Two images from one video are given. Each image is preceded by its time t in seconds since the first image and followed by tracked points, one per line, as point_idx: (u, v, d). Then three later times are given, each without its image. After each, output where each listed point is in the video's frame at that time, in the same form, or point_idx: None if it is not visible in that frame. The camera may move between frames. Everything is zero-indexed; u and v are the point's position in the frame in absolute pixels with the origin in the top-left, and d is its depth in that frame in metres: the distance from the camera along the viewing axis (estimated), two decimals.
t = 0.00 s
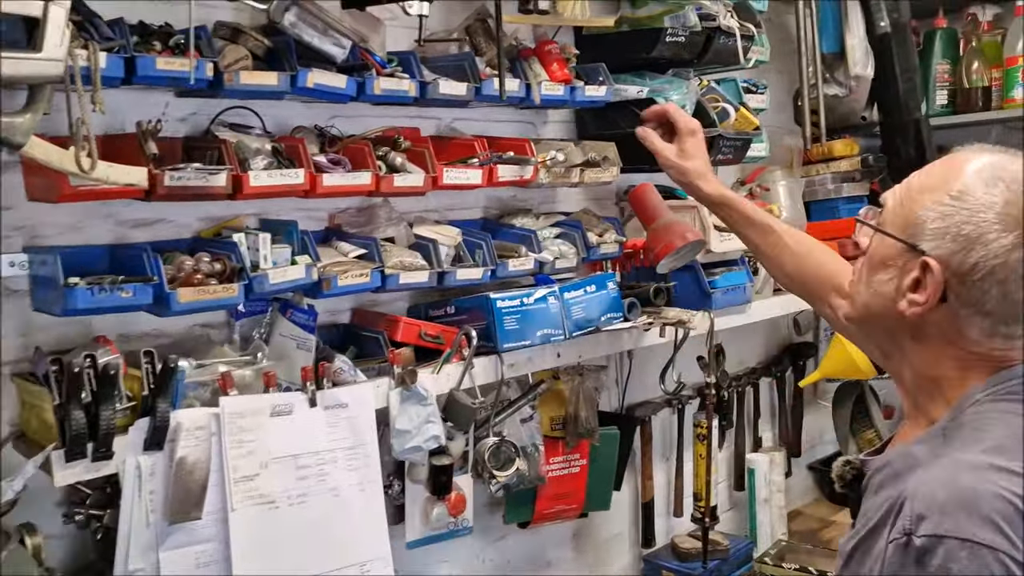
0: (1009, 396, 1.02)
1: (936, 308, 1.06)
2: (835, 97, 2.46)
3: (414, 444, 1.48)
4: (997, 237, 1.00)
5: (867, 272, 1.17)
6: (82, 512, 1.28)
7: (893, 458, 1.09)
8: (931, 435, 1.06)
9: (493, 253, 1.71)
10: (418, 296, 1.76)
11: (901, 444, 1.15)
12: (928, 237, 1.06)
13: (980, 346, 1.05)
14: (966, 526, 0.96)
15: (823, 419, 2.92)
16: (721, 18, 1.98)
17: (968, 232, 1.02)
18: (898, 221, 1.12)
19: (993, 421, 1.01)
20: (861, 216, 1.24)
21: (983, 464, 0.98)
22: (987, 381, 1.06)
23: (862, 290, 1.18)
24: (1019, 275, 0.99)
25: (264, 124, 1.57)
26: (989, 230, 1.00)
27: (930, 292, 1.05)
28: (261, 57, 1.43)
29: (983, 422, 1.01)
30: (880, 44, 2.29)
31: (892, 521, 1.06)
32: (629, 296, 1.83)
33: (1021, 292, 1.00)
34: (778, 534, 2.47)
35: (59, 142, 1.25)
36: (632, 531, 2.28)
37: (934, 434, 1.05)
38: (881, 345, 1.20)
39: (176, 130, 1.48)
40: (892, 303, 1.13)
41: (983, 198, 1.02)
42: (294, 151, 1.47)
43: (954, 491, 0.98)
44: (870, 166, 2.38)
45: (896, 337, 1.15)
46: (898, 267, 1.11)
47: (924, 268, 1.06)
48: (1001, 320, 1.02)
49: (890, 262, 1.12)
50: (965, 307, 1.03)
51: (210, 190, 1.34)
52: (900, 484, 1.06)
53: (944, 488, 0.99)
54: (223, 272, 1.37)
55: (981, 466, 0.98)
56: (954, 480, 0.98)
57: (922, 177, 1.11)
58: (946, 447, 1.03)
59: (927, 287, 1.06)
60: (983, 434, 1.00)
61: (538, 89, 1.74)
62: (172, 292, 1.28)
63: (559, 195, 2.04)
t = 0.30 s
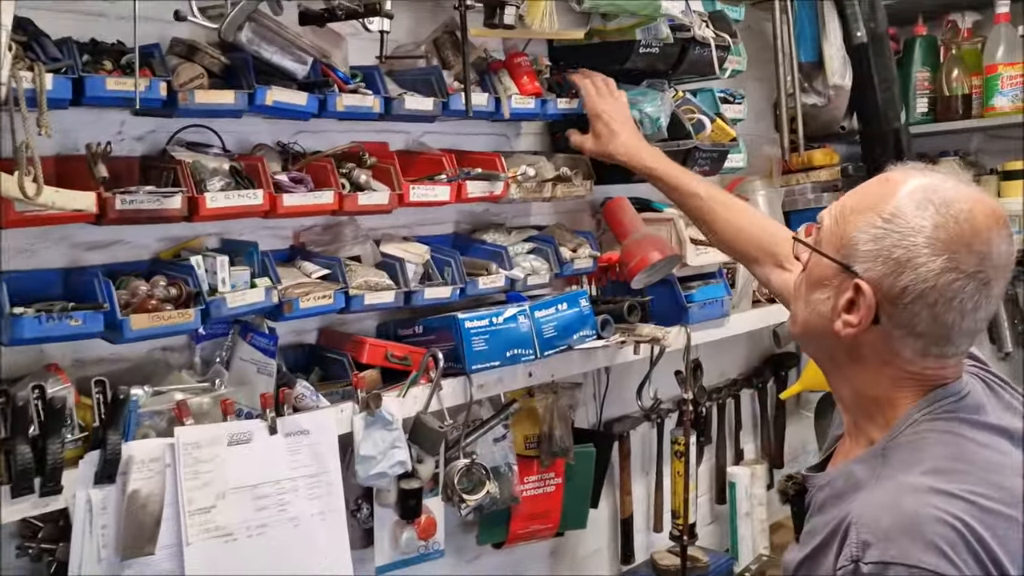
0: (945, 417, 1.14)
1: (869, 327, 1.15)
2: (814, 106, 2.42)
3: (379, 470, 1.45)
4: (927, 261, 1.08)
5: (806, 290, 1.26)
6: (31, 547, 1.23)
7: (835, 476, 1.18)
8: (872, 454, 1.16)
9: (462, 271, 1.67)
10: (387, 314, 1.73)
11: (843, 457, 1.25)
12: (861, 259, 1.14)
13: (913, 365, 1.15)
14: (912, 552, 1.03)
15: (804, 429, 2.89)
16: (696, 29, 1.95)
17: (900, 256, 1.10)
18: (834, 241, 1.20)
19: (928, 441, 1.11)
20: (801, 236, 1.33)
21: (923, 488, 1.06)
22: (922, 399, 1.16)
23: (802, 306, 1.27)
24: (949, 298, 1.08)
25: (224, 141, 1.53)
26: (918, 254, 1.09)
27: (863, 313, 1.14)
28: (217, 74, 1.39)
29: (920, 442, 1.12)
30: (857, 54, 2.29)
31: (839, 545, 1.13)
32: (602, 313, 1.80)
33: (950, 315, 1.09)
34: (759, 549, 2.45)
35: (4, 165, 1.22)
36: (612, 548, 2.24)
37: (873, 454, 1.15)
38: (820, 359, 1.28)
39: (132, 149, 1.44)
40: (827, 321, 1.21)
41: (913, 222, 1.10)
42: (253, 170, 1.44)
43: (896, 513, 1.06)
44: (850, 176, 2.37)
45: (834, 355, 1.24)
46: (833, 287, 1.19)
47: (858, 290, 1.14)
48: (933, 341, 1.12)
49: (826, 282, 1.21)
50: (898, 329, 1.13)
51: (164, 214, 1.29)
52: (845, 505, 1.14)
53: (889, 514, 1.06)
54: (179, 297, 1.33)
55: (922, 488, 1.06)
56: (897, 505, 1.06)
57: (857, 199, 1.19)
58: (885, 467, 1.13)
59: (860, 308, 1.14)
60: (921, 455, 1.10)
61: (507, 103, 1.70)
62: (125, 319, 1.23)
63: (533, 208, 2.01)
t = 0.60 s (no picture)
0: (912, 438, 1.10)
1: (836, 349, 1.11)
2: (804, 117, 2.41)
3: (362, 495, 1.43)
4: (893, 283, 1.05)
5: (774, 307, 1.21)
6: None
7: (805, 496, 1.15)
8: (840, 475, 1.12)
9: (447, 289, 1.65)
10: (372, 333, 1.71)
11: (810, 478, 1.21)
12: (828, 280, 1.10)
13: (881, 387, 1.11)
14: None
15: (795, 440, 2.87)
16: (684, 41, 1.93)
17: (868, 278, 1.06)
18: (801, 259, 1.16)
19: (894, 464, 1.08)
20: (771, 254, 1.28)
21: (889, 513, 1.03)
22: (889, 420, 1.13)
23: (770, 325, 1.22)
24: (915, 321, 1.05)
25: (204, 160, 1.50)
26: (885, 276, 1.05)
27: (831, 335, 1.10)
28: (195, 94, 1.36)
29: (885, 464, 1.08)
30: (848, 66, 2.28)
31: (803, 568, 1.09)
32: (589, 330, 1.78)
33: (917, 337, 1.06)
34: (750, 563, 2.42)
35: None
36: (601, 563, 2.22)
37: (841, 475, 1.12)
38: (788, 377, 1.24)
39: (110, 169, 1.41)
40: (795, 340, 1.17)
41: (880, 242, 1.06)
42: (233, 190, 1.41)
43: (860, 539, 1.03)
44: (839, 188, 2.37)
45: (802, 375, 1.19)
46: (801, 306, 1.15)
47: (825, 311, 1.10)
48: (900, 363, 1.08)
49: (794, 301, 1.16)
50: (867, 352, 1.09)
51: (141, 236, 1.27)
52: (813, 527, 1.11)
53: (855, 539, 1.03)
54: (156, 321, 1.30)
55: (888, 516, 1.03)
56: (863, 530, 1.03)
57: (825, 216, 1.15)
58: (852, 489, 1.09)
59: (828, 329, 1.10)
60: (887, 479, 1.07)
61: (493, 118, 1.67)
62: (99, 345, 1.20)
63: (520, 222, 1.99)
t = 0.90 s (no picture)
0: (911, 484, 1.08)
1: (836, 393, 1.10)
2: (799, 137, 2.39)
3: (355, 531, 1.40)
4: (893, 328, 1.03)
5: (773, 347, 1.20)
6: None
7: (802, 540, 1.14)
8: (840, 519, 1.11)
9: (442, 316, 1.62)
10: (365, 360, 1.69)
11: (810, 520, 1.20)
12: (827, 324, 1.09)
13: (881, 432, 1.10)
14: None
15: (790, 456, 2.86)
16: (681, 62, 1.91)
17: (867, 323, 1.05)
18: (800, 301, 1.15)
19: (894, 511, 1.06)
20: (769, 291, 1.27)
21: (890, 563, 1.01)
22: (889, 464, 1.12)
23: (769, 365, 1.21)
24: (916, 367, 1.03)
25: (194, 189, 1.48)
26: (884, 321, 1.04)
27: (829, 380, 1.09)
28: (186, 124, 1.34)
29: (885, 511, 1.07)
30: (845, 87, 2.27)
31: None
32: (585, 357, 1.77)
33: (918, 383, 1.04)
34: None
35: None
36: None
37: (841, 520, 1.10)
38: (788, 417, 1.23)
39: (99, 199, 1.39)
40: (795, 382, 1.16)
41: (878, 287, 1.05)
42: (224, 221, 1.38)
43: None
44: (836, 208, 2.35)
45: (803, 416, 1.18)
46: (800, 349, 1.14)
47: (825, 356, 1.09)
48: (900, 408, 1.07)
49: (793, 342, 1.15)
50: (866, 397, 1.08)
51: (129, 272, 1.24)
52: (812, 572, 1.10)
53: None
54: (145, 357, 1.27)
55: (889, 566, 1.00)
56: None
57: (823, 256, 1.14)
58: (852, 535, 1.08)
59: (826, 373, 1.09)
60: (888, 527, 1.05)
61: (488, 143, 1.65)
62: (87, 385, 1.18)
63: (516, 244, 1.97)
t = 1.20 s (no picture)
0: (912, 519, 1.06)
1: (836, 428, 1.07)
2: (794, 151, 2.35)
3: (343, 560, 1.37)
4: (894, 363, 1.01)
5: (770, 379, 1.17)
6: None
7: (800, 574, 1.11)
8: (840, 555, 1.08)
9: (433, 337, 1.59)
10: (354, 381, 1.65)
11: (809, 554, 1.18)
12: (825, 358, 1.06)
13: (882, 466, 1.07)
14: None
15: (784, 469, 2.84)
16: (676, 77, 1.89)
17: (867, 358, 1.02)
18: (797, 333, 1.12)
19: (896, 548, 1.03)
20: (764, 322, 1.24)
21: None
22: (890, 498, 1.09)
23: (765, 397, 1.18)
24: (918, 403, 1.01)
25: (179, 208, 1.44)
26: (885, 355, 1.01)
27: (829, 416, 1.06)
28: (171, 143, 1.31)
29: (887, 548, 1.04)
30: (842, 101, 2.26)
31: None
32: (579, 377, 1.74)
33: (920, 419, 1.02)
34: None
35: None
36: None
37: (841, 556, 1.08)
38: (786, 449, 1.21)
39: (80, 219, 1.35)
40: (793, 416, 1.13)
41: (878, 320, 1.02)
42: (208, 242, 1.35)
43: None
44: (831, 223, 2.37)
45: (802, 450, 1.16)
46: (797, 382, 1.11)
47: (824, 391, 1.06)
48: (902, 444, 1.04)
49: (790, 376, 1.12)
50: (867, 432, 1.05)
51: (110, 296, 1.20)
52: None
53: None
54: (125, 385, 1.23)
55: None
56: None
57: (820, 287, 1.11)
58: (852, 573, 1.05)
59: (826, 409, 1.06)
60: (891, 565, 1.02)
61: (480, 160, 1.62)
62: (64, 414, 1.14)
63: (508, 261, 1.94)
